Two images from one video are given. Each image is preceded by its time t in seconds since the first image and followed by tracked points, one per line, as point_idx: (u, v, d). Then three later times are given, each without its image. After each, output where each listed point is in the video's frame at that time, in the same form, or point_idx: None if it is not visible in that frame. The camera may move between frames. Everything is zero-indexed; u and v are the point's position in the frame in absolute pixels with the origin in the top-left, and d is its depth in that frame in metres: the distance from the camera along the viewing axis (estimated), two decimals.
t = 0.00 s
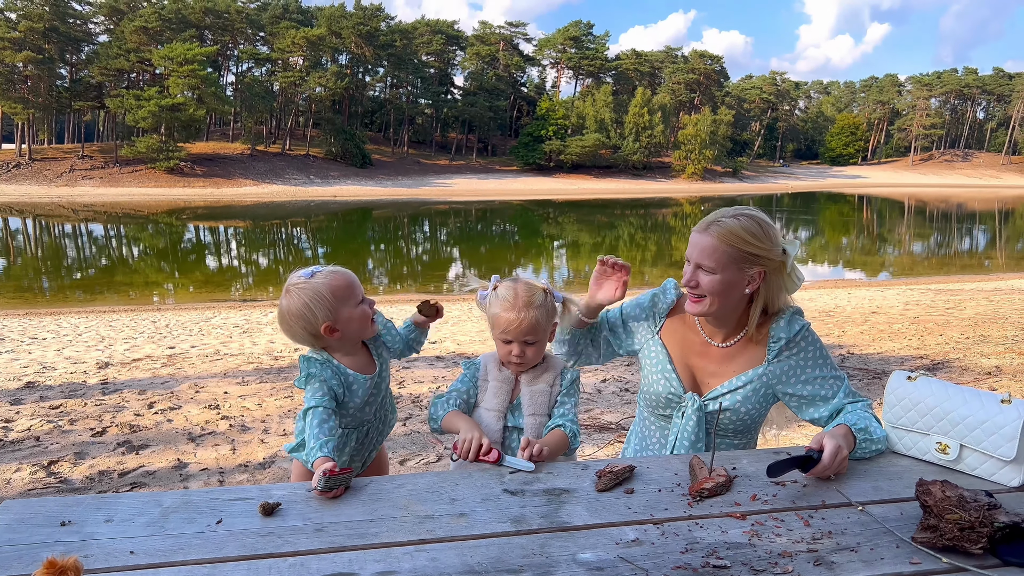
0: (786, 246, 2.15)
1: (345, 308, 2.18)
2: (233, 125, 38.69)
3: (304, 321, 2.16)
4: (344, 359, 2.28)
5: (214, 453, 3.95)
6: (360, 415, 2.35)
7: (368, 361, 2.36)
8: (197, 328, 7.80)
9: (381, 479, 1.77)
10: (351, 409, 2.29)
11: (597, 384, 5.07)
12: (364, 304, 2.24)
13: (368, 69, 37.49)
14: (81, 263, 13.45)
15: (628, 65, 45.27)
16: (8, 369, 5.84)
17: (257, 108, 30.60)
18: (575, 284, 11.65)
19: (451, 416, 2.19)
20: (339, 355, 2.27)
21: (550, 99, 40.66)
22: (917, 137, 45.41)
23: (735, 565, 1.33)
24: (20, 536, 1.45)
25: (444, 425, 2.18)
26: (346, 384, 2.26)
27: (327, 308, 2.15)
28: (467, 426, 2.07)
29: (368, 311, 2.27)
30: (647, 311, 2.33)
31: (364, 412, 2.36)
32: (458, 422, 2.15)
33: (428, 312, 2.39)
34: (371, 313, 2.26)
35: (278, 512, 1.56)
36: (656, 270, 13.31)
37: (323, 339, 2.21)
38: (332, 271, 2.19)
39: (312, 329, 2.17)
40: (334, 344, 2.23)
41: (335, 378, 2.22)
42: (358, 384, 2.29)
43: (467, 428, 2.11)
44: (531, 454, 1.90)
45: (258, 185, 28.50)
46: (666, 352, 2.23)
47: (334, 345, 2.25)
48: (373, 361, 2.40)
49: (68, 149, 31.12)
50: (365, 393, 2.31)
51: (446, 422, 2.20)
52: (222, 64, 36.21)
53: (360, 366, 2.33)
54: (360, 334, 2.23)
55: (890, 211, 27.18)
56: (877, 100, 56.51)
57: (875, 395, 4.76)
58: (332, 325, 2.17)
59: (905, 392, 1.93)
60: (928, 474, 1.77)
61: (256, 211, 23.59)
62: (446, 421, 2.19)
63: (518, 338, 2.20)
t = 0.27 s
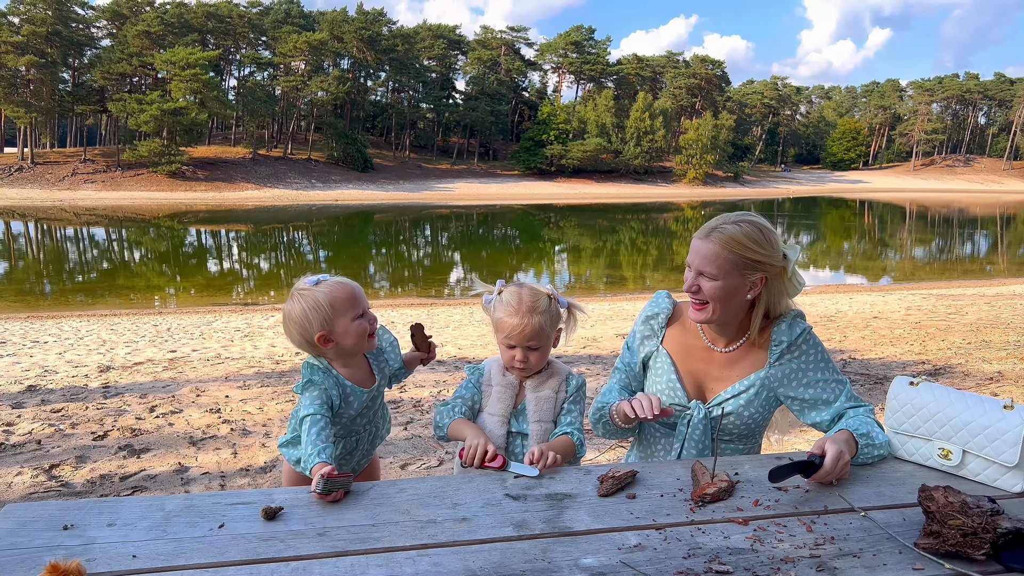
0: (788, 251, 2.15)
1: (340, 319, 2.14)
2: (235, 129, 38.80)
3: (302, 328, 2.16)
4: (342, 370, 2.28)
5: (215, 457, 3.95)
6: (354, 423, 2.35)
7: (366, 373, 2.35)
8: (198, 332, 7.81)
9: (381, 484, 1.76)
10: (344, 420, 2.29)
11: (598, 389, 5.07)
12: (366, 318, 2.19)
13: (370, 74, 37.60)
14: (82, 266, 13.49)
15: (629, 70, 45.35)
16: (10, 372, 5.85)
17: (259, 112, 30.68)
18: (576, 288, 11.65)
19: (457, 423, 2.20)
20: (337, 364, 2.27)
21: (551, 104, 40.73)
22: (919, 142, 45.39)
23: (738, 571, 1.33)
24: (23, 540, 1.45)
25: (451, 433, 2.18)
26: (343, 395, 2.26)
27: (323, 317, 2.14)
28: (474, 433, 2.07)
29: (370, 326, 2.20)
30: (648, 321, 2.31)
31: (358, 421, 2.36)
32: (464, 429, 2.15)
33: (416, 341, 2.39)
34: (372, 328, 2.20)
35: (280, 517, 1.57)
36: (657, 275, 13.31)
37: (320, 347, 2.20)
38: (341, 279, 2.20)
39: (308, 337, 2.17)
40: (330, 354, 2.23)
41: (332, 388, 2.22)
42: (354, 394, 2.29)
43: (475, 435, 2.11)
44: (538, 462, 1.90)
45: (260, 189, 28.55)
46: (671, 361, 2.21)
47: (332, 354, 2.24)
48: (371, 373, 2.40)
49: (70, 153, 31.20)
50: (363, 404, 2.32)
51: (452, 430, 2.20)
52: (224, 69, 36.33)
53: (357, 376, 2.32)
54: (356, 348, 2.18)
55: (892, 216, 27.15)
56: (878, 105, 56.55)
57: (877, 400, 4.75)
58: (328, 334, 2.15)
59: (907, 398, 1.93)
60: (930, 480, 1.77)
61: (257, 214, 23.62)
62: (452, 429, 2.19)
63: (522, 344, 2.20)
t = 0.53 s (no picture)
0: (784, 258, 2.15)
1: (328, 317, 2.14)
2: (238, 129, 38.88)
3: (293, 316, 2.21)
4: (330, 367, 2.30)
5: (217, 457, 3.96)
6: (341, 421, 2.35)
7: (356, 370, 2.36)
8: (200, 332, 7.82)
9: (382, 482, 1.77)
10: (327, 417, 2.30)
11: (599, 390, 5.07)
12: (356, 321, 2.17)
13: (372, 74, 37.61)
14: (85, 266, 13.52)
15: (632, 71, 45.34)
16: (13, 371, 5.87)
17: (262, 112, 30.71)
18: (578, 289, 11.63)
19: (461, 423, 2.20)
20: (326, 361, 2.29)
21: (554, 104, 40.74)
22: (922, 143, 45.30)
23: (739, 570, 1.33)
24: (26, 537, 1.45)
25: (456, 432, 2.19)
26: (325, 391, 2.27)
27: (312, 311, 2.16)
28: (478, 431, 2.08)
29: (357, 329, 2.17)
30: (645, 333, 2.28)
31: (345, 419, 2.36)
32: (469, 427, 2.15)
33: (415, 339, 2.35)
34: (361, 331, 2.18)
35: (282, 515, 1.57)
36: (659, 275, 13.31)
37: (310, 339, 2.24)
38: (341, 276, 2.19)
39: (298, 326, 2.21)
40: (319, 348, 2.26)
41: (310, 386, 2.24)
42: (337, 392, 2.28)
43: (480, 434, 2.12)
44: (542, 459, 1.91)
45: (263, 189, 28.58)
46: (673, 374, 2.19)
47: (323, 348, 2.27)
48: (361, 370, 2.38)
49: (73, 153, 31.26)
50: (345, 401, 2.30)
51: (456, 431, 2.20)
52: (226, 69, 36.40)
53: (344, 374, 2.32)
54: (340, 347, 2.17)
55: (894, 218, 27.10)
56: (881, 106, 56.50)
57: (879, 401, 4.74)
58: (314, 327, 2.17)
59: (910, 397, 1.92)
60: (931, 479, 1.77)
61: (260, 214, 23.65)
62: (456, 428, 2.20)
63: (525, 345, 2.20)
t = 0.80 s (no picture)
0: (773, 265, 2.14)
1: (305, 310, 2.22)
2: (241, 125, 38.88)
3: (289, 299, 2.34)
4: (319, 356, 2.41)
5: (220, 452, 3.97)
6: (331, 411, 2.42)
7: (347, 360, 2.43)
8: (203, 328, 7.84)
9: (383, 477, 1.77)
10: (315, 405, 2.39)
11: (600, 386, 5.07)
12: (327, 320, 2.20)
13: (374, 70, 37.56)
14: (87, 262, 13.53)
15: (634, 66, 45.21)
16: (17, 367, 5.89)
17: (264, 109, 30.70)
18: (580, 285, 11.63)
19: (462, 417, 2.21)
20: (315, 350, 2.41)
21: (556, 100, 40.65)
22: (925, 139, 45.13)
23: (740, 565, 1.33)
24: (30, 531, 1.46)
25: (457, 426, 2.19)
26: (309, 377, 2.38)
27: (297, 301, 2.25)
28: (479, 424, 2.08)
29: (327, 328, 2.21)
30: (637, 347, 2.25)
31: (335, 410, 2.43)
32: (470, 420, 2.16)
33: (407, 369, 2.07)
34: (332, 330, 2.22)
35: (283, 510, 1.57)
36: (661, 272, 13.29)
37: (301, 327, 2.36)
38: (331, 276, 2.19)
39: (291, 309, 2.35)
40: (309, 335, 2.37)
41: (294, 369, 2.37)
42: (321, 378, 2.38)
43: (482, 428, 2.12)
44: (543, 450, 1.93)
45: (265, 186, 28.59)
46: (669, 389, 2.18)
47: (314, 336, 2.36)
48: (352, 361, 2.44)
49: (76, 150, 31.26)
50: (328, 388, 2.38)
51: (458, 424, 2.21)
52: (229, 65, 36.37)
53: (334, 363, 2.41)
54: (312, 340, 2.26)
55: (898, 214, 27.02)
56: (884, 102, 56.31)
57: (881, 397, 4.73)
58: (298, 310, 2.27)
59: (911, 393, 1.92)
60: (933, 475, 1.77)
61: (262, 211, 23.65)
62: (458, 421, 2.20)
63: (528, 340, 2.19)
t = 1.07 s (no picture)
0: (771, 267, 2.10)
1: (301, 292, 2.24)
2: (243, 119, 38.86)
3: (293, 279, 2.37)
4: (314, 344, 2.44)
5: (223, 444, 3.98)
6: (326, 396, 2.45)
7: (341, 347, 2.45)
8: (207, 320, 7.86)
9: (385, 464, 1.77)
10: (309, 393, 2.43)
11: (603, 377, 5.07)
12: (317, 303, 2.21)
13: (376, 63, 37.47)
14: (91, 255, 13.55)
15: (637, 58, 45.04)
16: (20, 360, 5.90)
17: (267, 101, 30.66)
18: (583, 278, 11.63)
19: (461, 406, 2.20)
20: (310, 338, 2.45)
21: (559, 93, 40.52)
22: (930, 130, 44.90)
23: (742, 551, 1.33)
24: (33, 517, 1.47)
25: (456, 416, 2.19)
26: (302, 364, 2.41)
27: (296, 282, 2.27)
28: (479, 411, 2.08)
29: (316, 310, 2.22)
30: (634, 347, 2.25)
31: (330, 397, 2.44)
32: (469, 409, 2.15)
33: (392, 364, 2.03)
34: (321, 314, 2.22)
35: (286, 497, 1.57)
36: (664, 264, 13.29)
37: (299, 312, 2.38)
38: (329, 260, 2.20)
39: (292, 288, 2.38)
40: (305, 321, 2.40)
41: (289, 355, 2.41)
42: (313, 367, 2.40)
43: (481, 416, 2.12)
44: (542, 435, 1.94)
45: (268, 179, 28.59)
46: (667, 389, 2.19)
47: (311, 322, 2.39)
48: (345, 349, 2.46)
49: (79, 143, 31.28)
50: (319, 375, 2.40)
51: (458, 413, 2.21)
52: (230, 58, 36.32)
53: (329, 351, 2.43)
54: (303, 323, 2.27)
55: (902, 206, 26.93)
56: (889, 94, 56.02)
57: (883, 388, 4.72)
58: (296, 292, 2.28)
59: (915, 381, 1.91)
60: (935, 462, 1.77)
61: (265, 204, 23.66)
62: (456, 412, 2.20)
63: (530, 327, 2.19)
